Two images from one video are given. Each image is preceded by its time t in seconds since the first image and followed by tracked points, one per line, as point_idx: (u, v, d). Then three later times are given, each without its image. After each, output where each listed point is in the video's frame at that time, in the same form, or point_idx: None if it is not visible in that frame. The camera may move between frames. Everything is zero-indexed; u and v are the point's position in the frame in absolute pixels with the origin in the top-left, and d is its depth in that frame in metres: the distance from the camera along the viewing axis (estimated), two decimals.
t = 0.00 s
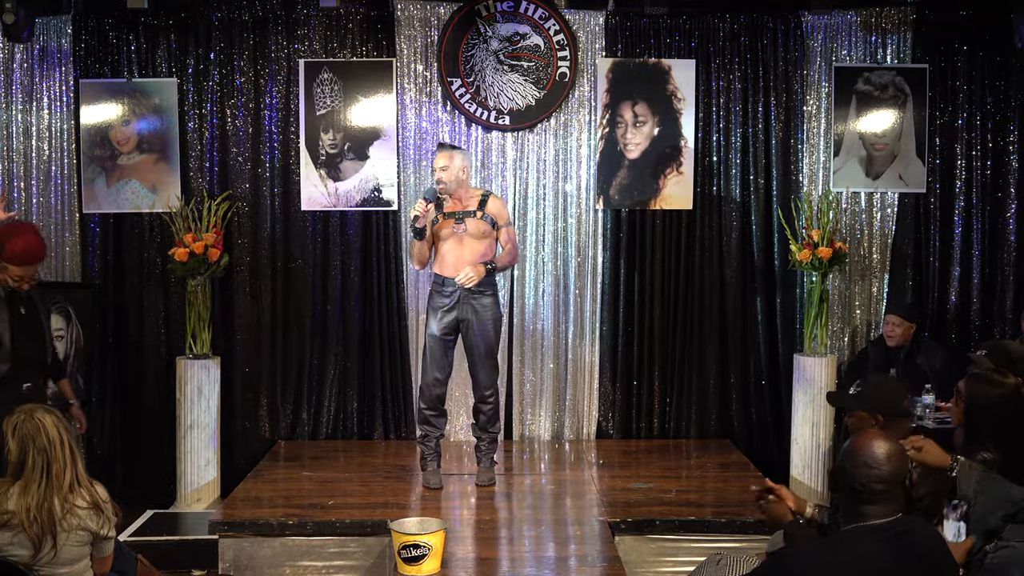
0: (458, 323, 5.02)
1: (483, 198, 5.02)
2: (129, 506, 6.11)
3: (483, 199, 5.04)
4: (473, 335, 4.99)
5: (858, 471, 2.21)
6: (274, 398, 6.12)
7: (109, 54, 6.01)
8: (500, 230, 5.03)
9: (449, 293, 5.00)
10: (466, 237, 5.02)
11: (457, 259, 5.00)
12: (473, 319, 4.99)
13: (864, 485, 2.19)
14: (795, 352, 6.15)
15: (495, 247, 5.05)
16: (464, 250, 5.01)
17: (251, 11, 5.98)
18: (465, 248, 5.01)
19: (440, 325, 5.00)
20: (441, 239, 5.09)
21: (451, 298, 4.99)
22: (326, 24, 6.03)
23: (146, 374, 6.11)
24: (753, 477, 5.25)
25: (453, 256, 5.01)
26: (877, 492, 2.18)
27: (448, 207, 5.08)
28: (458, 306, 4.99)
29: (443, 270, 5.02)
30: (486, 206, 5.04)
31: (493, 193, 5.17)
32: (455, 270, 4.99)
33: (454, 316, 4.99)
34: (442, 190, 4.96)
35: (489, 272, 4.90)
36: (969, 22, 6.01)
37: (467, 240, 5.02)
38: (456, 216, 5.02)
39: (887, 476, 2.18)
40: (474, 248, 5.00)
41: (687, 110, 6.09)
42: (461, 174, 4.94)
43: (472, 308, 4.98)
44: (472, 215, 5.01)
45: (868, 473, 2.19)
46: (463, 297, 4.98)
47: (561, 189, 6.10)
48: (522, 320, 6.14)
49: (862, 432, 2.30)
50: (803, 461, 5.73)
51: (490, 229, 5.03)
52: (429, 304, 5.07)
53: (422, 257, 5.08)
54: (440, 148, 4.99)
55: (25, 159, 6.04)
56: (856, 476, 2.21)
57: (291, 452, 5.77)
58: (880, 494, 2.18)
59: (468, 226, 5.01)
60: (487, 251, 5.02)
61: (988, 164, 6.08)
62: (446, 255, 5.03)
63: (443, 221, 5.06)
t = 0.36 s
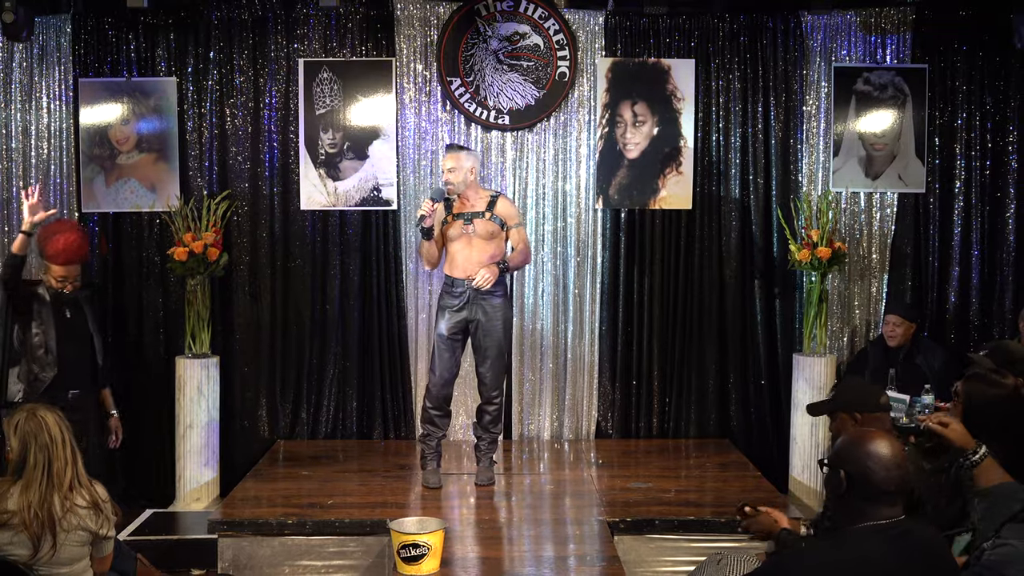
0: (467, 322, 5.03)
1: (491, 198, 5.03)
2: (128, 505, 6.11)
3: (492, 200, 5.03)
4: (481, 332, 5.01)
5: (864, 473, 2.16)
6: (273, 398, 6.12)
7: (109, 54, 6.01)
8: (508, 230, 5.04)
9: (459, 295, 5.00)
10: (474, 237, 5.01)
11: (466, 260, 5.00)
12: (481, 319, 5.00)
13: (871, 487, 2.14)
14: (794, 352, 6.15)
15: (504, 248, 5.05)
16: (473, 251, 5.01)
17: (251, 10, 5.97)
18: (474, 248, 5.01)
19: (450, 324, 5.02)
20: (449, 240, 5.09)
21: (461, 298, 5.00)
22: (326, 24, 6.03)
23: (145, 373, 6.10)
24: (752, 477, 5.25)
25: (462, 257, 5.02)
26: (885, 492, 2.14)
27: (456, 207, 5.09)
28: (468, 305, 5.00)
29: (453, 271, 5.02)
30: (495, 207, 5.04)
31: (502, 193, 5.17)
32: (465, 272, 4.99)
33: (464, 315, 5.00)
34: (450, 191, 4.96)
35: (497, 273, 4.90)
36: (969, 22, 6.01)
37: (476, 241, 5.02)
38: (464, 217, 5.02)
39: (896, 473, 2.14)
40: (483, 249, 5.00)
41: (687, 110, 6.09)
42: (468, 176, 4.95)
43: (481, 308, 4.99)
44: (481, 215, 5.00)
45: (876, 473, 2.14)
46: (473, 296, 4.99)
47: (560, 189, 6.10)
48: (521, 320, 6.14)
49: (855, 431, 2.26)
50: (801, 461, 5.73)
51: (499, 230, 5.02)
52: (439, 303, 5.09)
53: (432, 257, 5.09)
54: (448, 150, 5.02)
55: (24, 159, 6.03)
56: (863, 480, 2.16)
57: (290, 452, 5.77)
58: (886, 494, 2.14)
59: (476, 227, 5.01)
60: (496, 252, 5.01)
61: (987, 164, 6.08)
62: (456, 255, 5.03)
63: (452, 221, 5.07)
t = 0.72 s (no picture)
0: (470, 321, 5.02)
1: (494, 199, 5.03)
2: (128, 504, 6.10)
3: (496, 200, 5.05)
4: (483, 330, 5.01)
5: (869, 473, 2.11)
6: (273, 397, 6.11)
7: (108, 52, 6.01)
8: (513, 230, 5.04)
9: (463, 295, 5.00)
10: (478, 237, 5.03)
11: (469, 259, 5.01)
12: (482, 317, 5.00)
13: (877, 486, 2.09)
14: (794, 351, 6.14)
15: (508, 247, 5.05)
16: (477, 251, 5.02)
17: (251, 9, 5.97)
18: (477, 248, 5.02)
19: (451, 323, 5.02)
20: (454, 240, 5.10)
21: (463, 297, 5.00)
22: (325, 22, 6.02)
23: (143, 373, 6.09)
24: (751, 476, 5.25)
25: (466, 256, 5.02)
26: (890, 491, 2.09)
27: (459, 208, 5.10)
28: (471, 303, 5.00)
29: (456, 270, 5.03)
30: (499, 207, 5.05)
31: (507, 194, 5.18)
32: (468, 271, 5.01)
33: (466, 313, 5.00)
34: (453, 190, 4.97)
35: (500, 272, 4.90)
36: (968, 20, 6.01)
37: (479, 240, 5.03)
38: (468, 217, 5.04)
39: (900, 471, 2.11)
40: (486, 249, 5.01)
41: (686, 108, 6.09)
42: (472, 175, 4.97)
43: (482, 306, 4.99)
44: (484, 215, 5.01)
45: (883, 472, 2.10)
46: (475, 296, 4.99)
47: (560, 188, 6.10)
48: (521, 318, 6.16)
49: (846, 432, 2.23)
50: (801, 460, 5.74)
51: (502, 229, 5.03)
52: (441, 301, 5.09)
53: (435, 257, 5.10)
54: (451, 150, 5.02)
55: (23, 158, 6.03)
56: (871, 480, 2.10)
57: (290, 451, 5.77)
58: (888, 493, 2.09)
59: (480, 226, 5.02)
60: (499, 252, 5.02)
61: (987, 163, 6.08)
62: (460, 255, 5.04)
63: (455, 220, 5.08)
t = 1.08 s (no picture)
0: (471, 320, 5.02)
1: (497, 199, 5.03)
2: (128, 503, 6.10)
3: (498, 199, 5.04)
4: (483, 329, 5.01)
5: (864, 477, 2.08)
6: (274, 397, 6.11)
7: (109, 52, 6.01)
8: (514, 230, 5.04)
9: (463, 295, 5.01)
10: (479, 237, 5.02)
11: (470, 259, 5.02)
12: (482, 317, 5.00)
13: (872, 488, 2.07)
14: (796, 350, 6.14)
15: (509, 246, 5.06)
16: (478, 250, 5.02)
17: (251, 9, 5.97)
18: (478, 249, 5.02)
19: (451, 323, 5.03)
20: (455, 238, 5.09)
21: (463, 296, 5.00)
22: (326, 22, 6.02)
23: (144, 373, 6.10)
24: (752, 476, 5.25)
25: (467, 254, 5.03)
26: (886, 493, 2.07)
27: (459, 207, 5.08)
28: (472, 303, 5.00)
29: (457, 270, 5.04)
30: (501, 207, 5.04)
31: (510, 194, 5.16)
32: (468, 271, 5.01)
33: (467, 313, 5.00)
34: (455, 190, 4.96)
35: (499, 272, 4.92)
36: (969, 20, 6.01)
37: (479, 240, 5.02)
38: (469, 217, 5.03)
39: (895, 473, 2.09)
40: (487, 250, 5.01)
41: (687, 108, 6.09)
42: (474, 174, 4.95)
43: (484, 306, 4.99)
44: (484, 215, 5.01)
45: (878, 474, 2.08)
46: (477, 296, 4.99)
47: (561, 188, 6.10)
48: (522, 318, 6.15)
49: (839, 432, 2.20)
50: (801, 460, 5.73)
51: (503, 230, 5.02)
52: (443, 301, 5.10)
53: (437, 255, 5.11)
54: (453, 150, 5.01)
55: (24, 157, 6.04)
56: (866, 484, 2.08)
57: (291, 450, 5.77)
58: (884, 494, 2.07)
59: (481, 227, 5.01)
60: (499, 252, 5.02)
61: (989, 163, 6.07)
62: (461, 254, 5.04)
63: (456, 220, 5.07)
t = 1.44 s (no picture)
0: (471, 319, 5.02)
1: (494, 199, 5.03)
2: (129, 502, 6.10)
3: (495, 200, 5.04)
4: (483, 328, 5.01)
5: (860, 478, 2.08)
6: (274, 396, 6.11)
7: (110, 52, 6.01)
8: (512, 229, 5.01)
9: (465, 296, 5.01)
10: (479, 238, 5.02)
11: (469, 257, 5.01)
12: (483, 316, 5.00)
13: (868, 490, 2.07)
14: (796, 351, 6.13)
15: (509, 246, 5.04)
16: (477, 250, 5.02)
17: (252, 9, 5.98)
18: (478, 249, 5.02)
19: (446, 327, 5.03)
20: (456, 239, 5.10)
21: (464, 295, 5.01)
22: (327, 22, 6.03)
23: (144, 372, 6.10)
24: (753, 476, 5.25)
25: (468, 252, 5.02)
26: (884, 494, 2.07)
27: (458, 209, 5.10)
28: (472, 302, 5.00)
29: (457, 270, 5.04)
30: (499, 207, 5.04)
31: (510, 194, 5.16)
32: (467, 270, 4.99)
33: (467, 312, 5.00)
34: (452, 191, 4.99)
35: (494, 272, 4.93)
36: (970, 20, 6.00)
37: (477, 240, 5.02)
38: (467, 218, 5.04)
39: (891, 474, 2.09)
40: (486, 250, 5.01)
41: (688, 108, 6.09)
42: (470, 177, 4.98)
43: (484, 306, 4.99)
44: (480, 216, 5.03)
45: (874, 475, 2.08)
46: (477, 296, 4.99)
47: (561, 189, 6.10)
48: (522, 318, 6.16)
49: (836, 434, 2.21)
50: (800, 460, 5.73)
51: (502, 230, 5.02)
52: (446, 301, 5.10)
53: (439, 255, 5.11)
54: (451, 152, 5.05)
55: (25, 157, 6.04)
56: (862, 486, 2.07)
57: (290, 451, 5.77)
58: (881, 495, 2.06)
59: (480, 227, 5.02)
60: (498, 253, 5.01)
61: (989, 163, 6.07)
62: (461, 254, 5.04)
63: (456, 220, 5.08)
